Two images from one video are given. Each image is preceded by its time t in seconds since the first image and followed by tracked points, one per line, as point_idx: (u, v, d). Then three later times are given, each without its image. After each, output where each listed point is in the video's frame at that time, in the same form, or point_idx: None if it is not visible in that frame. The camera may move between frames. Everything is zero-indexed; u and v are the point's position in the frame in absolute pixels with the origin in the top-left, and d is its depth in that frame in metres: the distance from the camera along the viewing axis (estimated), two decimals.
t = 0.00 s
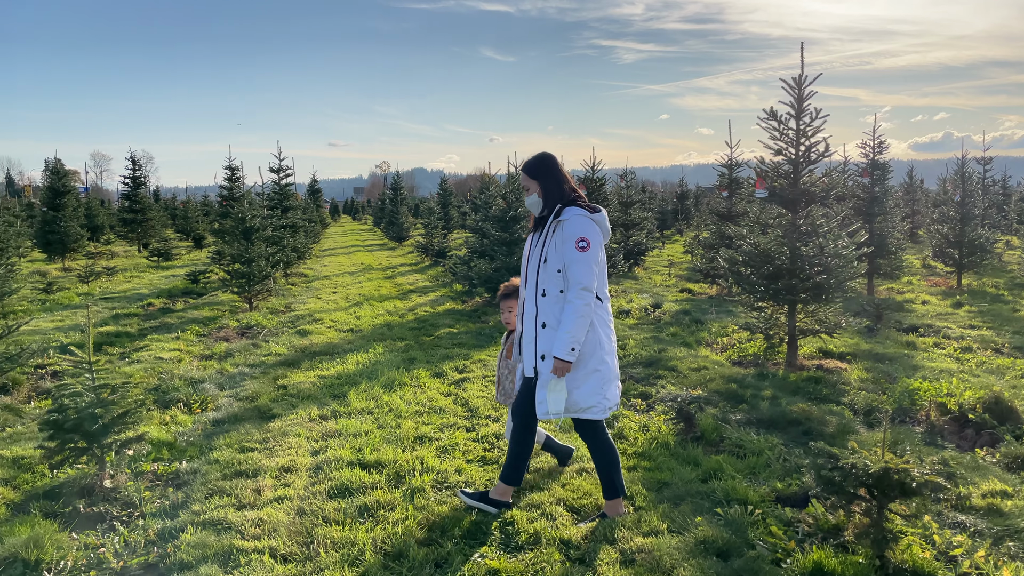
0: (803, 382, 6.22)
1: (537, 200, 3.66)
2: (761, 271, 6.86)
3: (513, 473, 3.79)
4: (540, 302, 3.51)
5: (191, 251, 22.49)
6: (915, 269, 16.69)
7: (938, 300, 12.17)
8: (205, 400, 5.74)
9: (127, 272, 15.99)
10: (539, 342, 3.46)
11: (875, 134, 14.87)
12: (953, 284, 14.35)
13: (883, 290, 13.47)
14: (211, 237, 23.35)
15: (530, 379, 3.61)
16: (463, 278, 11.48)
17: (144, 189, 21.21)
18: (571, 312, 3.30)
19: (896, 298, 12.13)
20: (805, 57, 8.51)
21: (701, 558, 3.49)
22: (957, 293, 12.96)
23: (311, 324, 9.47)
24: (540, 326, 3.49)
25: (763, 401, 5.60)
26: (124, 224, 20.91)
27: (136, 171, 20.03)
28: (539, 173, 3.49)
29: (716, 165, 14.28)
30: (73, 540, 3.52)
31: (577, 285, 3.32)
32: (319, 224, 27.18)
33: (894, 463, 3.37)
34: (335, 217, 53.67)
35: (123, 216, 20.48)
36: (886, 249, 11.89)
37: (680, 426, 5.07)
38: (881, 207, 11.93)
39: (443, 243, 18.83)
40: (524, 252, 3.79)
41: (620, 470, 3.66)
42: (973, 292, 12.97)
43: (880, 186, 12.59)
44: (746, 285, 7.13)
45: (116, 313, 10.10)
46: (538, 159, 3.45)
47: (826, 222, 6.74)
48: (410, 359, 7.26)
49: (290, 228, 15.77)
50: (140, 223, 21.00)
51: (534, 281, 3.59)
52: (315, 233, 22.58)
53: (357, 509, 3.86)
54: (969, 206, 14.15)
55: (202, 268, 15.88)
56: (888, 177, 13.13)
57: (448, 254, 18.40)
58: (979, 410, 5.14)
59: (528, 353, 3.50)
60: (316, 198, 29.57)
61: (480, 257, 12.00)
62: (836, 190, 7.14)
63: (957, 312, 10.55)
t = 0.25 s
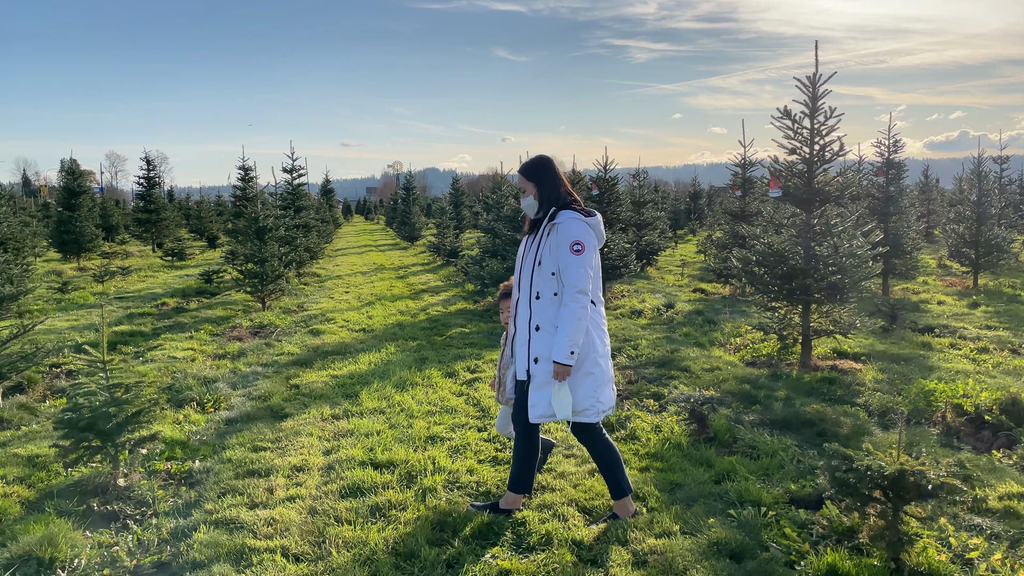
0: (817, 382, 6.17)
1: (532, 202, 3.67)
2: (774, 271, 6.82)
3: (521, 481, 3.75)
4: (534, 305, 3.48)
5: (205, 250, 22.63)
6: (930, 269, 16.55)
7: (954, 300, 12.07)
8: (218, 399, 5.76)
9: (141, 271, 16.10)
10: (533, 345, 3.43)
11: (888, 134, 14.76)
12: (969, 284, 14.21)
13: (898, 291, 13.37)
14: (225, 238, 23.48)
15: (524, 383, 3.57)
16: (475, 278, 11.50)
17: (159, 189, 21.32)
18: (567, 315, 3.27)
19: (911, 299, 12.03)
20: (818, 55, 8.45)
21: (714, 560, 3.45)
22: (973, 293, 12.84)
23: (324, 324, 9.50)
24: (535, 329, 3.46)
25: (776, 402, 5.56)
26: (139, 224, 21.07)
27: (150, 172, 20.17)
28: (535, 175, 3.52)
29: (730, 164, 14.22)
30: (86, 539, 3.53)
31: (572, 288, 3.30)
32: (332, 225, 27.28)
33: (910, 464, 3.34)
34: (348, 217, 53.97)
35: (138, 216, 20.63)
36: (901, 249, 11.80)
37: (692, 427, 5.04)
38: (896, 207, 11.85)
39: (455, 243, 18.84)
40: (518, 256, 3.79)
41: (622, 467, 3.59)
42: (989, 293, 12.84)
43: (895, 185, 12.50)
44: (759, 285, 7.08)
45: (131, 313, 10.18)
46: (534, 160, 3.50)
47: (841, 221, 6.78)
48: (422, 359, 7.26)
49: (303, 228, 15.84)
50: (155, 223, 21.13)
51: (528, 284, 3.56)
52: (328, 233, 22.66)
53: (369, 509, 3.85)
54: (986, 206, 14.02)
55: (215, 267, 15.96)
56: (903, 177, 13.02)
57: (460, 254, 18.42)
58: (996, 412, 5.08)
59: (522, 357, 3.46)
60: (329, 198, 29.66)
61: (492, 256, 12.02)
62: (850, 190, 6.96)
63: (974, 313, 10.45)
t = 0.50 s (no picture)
0: (831, 383, 6.14)
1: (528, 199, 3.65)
2: (788, 271, 6.81)
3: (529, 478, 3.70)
4: (527, 302, 3.47)
5: (219, 250, 22.77)
6: (946, 269, 16.41)
7: (970, 300, 11.97)
8: (232, 398, 5.79)
9: (156, 271, 16.24)
10: (524, 342, 3.42)
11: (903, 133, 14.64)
12: (986, 284, 14.08)
13: (913, 291, 13.28)
14: (238, 238, 23.63)
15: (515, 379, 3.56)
16: (487, 278, 11.52)
17: (175, 189, 21.41)
18: (560, 313, 3.26)
19: (927, 299, 11.94)
20: (833, 54, 8.39)
21: (727, 561, 3.43)
22: (989, 294, 12.72)
23: (337, 323, 9.54)
24: (526, 326, 3.44)
25: (790, 403, 5.54)
26: (154, 225, 21.22)
27: (165, 172, 20.31)
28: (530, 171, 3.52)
29: (743, 163, 14.17)
30: (102, 537, 3.56)
31: (565, 286, 3.28)
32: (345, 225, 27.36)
33: (926, 466, 3.32)
34: (360, 217, 54.24)
35: (154, 216, 20.76)
36: (916, 249, 11.71)
37: (706, 428, 5.02)
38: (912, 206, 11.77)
39: (467, 243, 18.87)
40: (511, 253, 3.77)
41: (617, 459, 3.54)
42: (1006, 293, 12.72)
43: (910, 185, 12.41)
44: (772, 285, 7.09)
45: (146, 312, 10.26)
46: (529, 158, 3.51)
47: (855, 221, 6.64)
48: (434, 358, 7.28)
49: (316, 228, 15.91)
50: (169, 224, 21.28)
51: (520, 281, 3.54)
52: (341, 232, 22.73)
53: (381, 508, 3.86)
54: (1003, 205, 13.88)
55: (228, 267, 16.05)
56: (918, 176, 12.91)
57: (472, 254, 18.45)
58: (1013, 414, 5.03)
59: (513, 353, 3.45)
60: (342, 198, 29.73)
61: (504, 257, 12.04)
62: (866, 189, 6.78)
63: (991, 313, 10.35)
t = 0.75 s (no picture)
0: (846, 384, 6.10)
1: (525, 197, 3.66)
2: (802, 271, 6.78)
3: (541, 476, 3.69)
4: (520, 298, 3.47)
5: (232, 250, 22.90)
6: (961, 269, 16.26)
7: (987, 300, 11.86)
8: (245, 398, 5.81)
9: (170, 271, 16.35)
10: (515, 336, 3.42)
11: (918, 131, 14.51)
12: (1002, 284, 13.94)
13: (928, 291, 13.17)
14: (250, 238, 23.75)
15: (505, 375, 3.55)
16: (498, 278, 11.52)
17: (189, 189, 21.46)
18: (552, 310, 3.25)
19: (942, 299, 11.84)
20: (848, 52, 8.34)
21: (740, 563, 3.39)
22: (1007, 294, 12.59)
23: (349, 323, 9.56)
24: (519, 322, 3.45)
25: (804, 403, 5.51)
26: (169, 224, 21.33)
27: (179, 172, 20.41)
28: (528, 168, 3.58)
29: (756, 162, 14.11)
30: (116, 535, 3.58)
31: (558, 283, 3.28)
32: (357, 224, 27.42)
33: (942, 468, 3.27)
34: (372, 216, 54.44)
35: (167, 216, 20.80)
36: (931, 249, 11.61)
37: (718, 428, 5.00)
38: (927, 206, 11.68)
39: (478, 243, 18.86)
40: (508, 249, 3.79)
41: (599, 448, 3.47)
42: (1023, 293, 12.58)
43: (925, 184, 12.31)
44: (787, 285, 7.09)
45: (160, 311, 10.33)
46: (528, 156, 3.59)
47: (870, 220, 6.59)
48: (446, 358, 7.28)
49: (329, 228, 15.98)
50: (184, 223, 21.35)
51: (515, 277, 3.55)
52: (354, 232, 22.76)
53: (393, 507, 3.85)
54: (1020, 205, 13.73)
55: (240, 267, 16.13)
56: (933, 175, 12.80)
57: (484, 253, 18.46)
58: None
59: (504, 348, 3.45)
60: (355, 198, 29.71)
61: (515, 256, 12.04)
62: (881, 188, 6.71)
63: (1008, 313, 10.25)
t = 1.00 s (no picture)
0: (860, 384, 6.06)
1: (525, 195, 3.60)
2: (816, 270, 6.73)
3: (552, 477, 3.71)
4: (519, 295, 3.49)
5: (246, 250, 23.04)
6: (977, 269, 16.11)
7: (1004, 300, 11.74)
8: (258, 396, 5.84)
9: (184, 270, 16.48)
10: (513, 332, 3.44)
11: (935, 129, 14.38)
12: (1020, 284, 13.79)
13: (944, 291, 13.05)
14: (263, 238, 23.88)
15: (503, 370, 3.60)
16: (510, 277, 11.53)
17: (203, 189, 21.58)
18: (546, 307, 3.25)
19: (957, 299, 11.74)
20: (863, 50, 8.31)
21: (754, 563, 3.36)
22: None
23: (362, 322, 9.59)
24: (516, 318, 3.47)
25: (819, 404, 5.48)
26: (183, 224, 21.47)
27: (193, 172, 20.53)
28: (526, 166, 3.54)
29: (769, 161, 14.06)
30: (131, 532, 3.60)
31: (554, 281, 3.27)
32: (370, 224, 27.48)
33: (958, 468, 3.20)
34: (384, 216, 54.63)
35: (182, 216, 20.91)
36: (947, 248, 11.51)
37: (731, 428, 4.98)
38: (943, 205, 11.58)
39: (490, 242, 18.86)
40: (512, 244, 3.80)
41: (583, 440, 3.47)
42: None
43: (941, 183, 12.21)
44: (801, 285, 7.01)
45: (174, 310, 10.40)
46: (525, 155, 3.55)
47: (885, 220, 6.58)
48: (459, 357, 7.29)
49: (342, 228, 16.05)
50: (198, 223, 21.47)
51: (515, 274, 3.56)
52: (366, 232, 22.81)
53: (406, 506, 3.85)
54: None
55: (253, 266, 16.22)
56: (949, 174, 12.69)
57: (496, 253, 18.47)
58: None
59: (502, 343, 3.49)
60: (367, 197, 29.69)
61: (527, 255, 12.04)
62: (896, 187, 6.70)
63: None
